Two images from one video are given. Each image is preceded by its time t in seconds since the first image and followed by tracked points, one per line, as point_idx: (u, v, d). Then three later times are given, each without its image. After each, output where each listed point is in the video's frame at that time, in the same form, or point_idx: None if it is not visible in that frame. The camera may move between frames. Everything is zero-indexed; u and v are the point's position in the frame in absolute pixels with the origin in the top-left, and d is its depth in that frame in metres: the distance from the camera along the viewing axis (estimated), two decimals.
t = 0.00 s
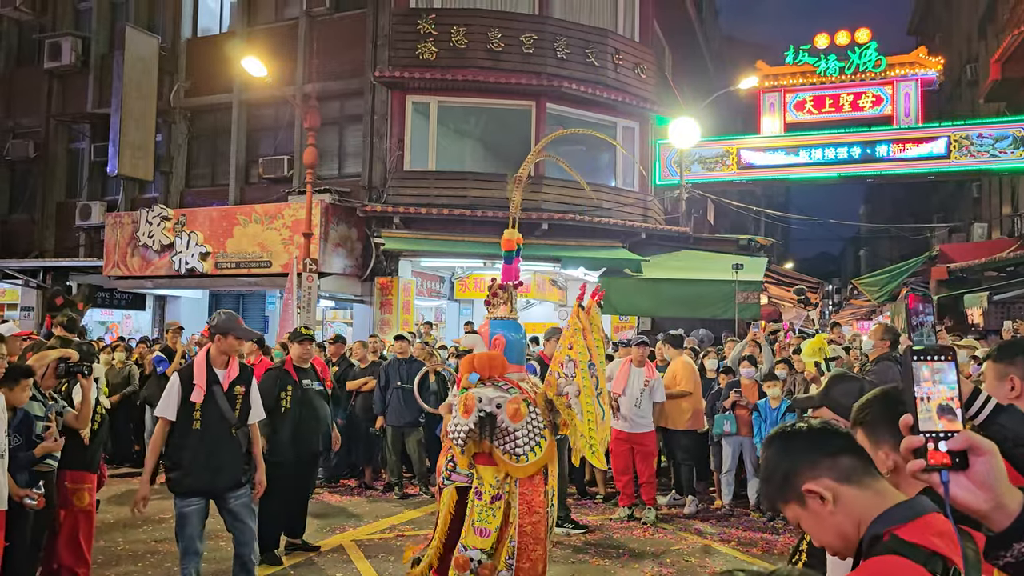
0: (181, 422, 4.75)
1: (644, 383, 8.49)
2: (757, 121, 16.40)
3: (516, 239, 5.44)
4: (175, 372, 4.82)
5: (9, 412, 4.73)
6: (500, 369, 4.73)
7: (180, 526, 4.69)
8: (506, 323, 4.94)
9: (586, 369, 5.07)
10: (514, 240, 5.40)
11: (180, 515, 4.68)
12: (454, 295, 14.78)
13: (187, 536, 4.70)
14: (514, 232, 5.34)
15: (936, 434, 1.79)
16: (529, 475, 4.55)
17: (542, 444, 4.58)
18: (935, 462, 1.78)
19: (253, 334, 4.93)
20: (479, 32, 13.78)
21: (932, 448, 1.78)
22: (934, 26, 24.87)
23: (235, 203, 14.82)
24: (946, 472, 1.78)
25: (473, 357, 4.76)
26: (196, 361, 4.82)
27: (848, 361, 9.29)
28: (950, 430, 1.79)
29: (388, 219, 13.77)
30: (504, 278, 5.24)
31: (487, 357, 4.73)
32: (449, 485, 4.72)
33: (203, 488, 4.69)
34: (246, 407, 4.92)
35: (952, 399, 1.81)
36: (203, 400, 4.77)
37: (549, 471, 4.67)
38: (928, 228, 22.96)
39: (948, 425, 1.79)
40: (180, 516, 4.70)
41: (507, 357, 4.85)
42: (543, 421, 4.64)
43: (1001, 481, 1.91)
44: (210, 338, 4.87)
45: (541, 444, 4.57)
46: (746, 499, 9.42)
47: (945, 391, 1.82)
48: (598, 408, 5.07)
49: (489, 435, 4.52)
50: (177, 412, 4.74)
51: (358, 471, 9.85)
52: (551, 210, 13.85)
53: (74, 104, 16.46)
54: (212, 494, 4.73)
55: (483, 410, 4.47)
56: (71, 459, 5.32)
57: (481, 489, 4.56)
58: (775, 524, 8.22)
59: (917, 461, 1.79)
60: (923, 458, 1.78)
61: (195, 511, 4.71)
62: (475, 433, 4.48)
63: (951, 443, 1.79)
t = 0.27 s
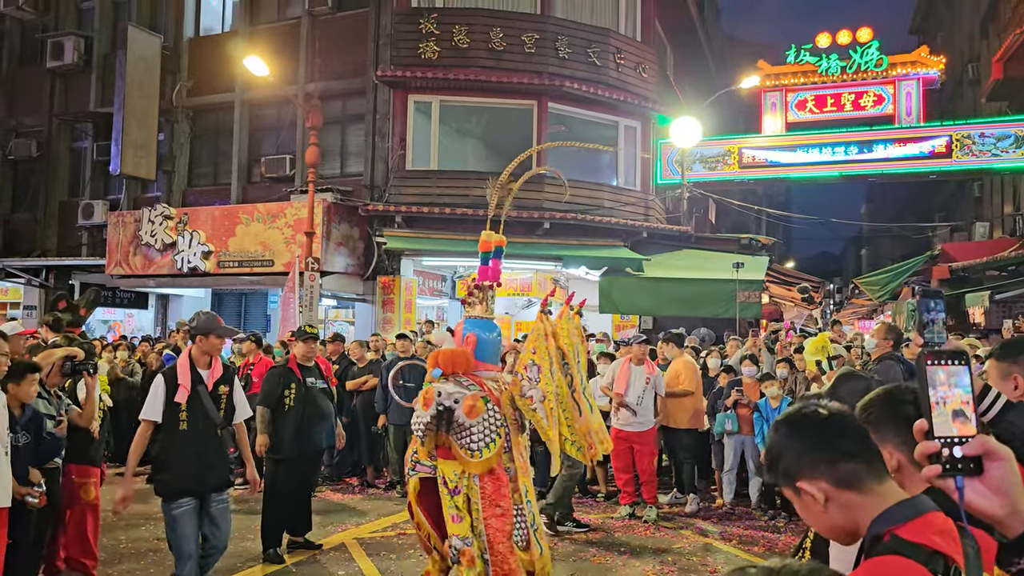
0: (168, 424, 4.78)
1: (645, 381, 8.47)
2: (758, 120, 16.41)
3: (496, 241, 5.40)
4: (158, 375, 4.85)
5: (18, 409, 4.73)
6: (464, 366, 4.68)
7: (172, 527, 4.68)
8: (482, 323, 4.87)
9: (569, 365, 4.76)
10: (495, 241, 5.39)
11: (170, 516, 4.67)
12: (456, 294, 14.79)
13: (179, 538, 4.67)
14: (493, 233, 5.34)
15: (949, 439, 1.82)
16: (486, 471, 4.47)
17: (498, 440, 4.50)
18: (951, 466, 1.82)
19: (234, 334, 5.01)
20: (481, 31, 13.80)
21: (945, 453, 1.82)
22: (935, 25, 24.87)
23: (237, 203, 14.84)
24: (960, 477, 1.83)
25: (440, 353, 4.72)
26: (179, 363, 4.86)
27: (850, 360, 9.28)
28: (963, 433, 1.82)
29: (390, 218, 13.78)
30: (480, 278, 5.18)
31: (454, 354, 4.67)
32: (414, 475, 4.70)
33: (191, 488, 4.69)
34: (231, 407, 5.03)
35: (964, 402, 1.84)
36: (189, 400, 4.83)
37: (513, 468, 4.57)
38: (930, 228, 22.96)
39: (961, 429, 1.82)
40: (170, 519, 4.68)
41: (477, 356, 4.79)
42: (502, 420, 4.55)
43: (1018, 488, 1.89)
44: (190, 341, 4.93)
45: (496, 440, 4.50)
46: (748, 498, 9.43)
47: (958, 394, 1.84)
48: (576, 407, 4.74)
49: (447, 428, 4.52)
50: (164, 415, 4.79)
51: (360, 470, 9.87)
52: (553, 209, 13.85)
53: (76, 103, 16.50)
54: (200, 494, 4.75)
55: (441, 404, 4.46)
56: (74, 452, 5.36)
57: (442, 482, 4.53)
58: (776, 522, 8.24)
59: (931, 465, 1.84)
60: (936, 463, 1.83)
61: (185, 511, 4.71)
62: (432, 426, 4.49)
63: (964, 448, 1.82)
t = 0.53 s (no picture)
0: (163, 424, 4.78)
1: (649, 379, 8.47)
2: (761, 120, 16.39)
3: (474, 232, 5.43)
4: (157, 375, 4.81)
5: (25, 407, 4.73)
6: (445, 355, 4.75)
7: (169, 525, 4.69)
8: (462, 312, 4.94)
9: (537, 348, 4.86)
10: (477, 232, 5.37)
11: (165, 513, 4.67)
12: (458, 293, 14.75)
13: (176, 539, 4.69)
14: (470, 221, 5.33)
15: (979, 465, 1.90)
16: (463, 456, 4.62)
17: (475, 425, 4.66)
18: (981, 491, 1.89)
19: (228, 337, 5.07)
20: (484, 31, 13.79)
21: (976, 479, 1.90)
22: (939, 25, 24.85)
23: (240, 202, 14.84)
24: (992, 504, 1.89)
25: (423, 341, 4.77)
26: (174, 363, 4.87)
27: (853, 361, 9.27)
28: (992, 458, 1.90)
29: (393, 218, 13.79)
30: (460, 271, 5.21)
31: (436, 342, 4.74)
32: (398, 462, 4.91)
33: (184, 487, 4.70)
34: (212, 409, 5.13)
35: (991, 423, 1.91)
36: (185, 401, 4.86)
37: (487, 452, 4.71)
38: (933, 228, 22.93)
39: (990, 453, 1.90)
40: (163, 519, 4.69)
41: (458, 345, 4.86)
42: (479, 404, 4.68)
43: None
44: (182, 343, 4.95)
45: (472, 426, 4.65)
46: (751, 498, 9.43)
47: (984, 418, 1.92)
48: (549, 382, 4.84)
49: (426, 414, 4.62)
50: (162, 415, 4.78)
51: (362, 469, 9.87)
52: (556, 209, 13.83)
53: (80, 103, 16.51)
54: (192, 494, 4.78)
55: (421, 391, 4.55)
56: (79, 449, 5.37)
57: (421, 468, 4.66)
58: (779, 522, 8.25)
59: (965, 492, 1.91)
60: (970, 489, 1.90)
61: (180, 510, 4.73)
62: (410, 414, 4.57)
63: (994, 472, 1.90)
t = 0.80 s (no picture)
0: (153, 419, 4.78)
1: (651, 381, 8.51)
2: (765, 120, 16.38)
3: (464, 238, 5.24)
4: (155, 367, 4.78)
5: (30, 407, 4.73)
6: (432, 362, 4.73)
7: (146, 518, 4.73)
8: (453, 321, 5.06)
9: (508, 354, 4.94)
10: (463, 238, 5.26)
11: (144, 506, 4.71)
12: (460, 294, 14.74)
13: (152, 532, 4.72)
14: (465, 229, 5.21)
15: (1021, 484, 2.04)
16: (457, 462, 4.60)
17: (458, 428, 4.58)
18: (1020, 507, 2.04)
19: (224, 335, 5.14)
20: (487, 32, 13.80)
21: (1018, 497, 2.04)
22: (943, 26, 24.85)
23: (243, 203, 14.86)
24: None
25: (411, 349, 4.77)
26: (172, 357, 4.87)
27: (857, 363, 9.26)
28: None
29: (396, 219, 13.80)
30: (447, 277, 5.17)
31: (423, 349, 4.76)
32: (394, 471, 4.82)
33: (165, 482, 4.73)
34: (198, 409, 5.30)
35: None
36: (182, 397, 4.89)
37: (474, 456, 4.65)
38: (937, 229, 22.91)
39: None
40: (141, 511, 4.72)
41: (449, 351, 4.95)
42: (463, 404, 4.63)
43: None
44: (178, 338, 4.99)
45: (457, 428, 4.57)
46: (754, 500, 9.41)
47: None
48: (520, 386, 4.92)
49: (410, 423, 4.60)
50: (155, 408, 4.77)
51: (365, 470, 9.88)
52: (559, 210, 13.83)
53: (83, 104, 16.53)
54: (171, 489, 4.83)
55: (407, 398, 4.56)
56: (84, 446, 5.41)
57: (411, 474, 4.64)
58: (782, 523, 8.25)
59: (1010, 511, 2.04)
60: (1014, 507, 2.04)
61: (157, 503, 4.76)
62: (397, 423, 4.58)
63: None
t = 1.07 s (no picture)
0: (149, 419, 4.80)
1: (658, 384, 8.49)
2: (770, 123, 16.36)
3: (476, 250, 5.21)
4: (155, 367, 4.81)
5: (28, 408, 4.87)
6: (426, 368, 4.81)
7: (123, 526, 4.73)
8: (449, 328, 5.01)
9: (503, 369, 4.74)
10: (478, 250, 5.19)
11: (127, 512, 4.74)
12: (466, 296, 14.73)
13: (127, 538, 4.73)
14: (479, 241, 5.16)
15: None
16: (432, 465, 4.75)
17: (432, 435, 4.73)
18: None
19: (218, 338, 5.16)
20: (493, 34, 13.82)
21: None
22: (949, 28, 24.80)
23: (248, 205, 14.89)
24: None
25: (404, 355, 4.88)
26: (167, 357, 4.90)
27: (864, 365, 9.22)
28: None
29: (401, 221, 13.82)
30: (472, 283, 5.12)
31: (415, 355, 4.82)
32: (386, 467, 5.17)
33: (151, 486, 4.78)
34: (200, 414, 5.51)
35: None
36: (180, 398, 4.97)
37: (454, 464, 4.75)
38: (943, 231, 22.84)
39: None
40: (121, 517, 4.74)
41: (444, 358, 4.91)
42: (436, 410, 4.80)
43: None
44: (174, 339, 5.00)
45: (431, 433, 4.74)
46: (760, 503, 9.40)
47: None
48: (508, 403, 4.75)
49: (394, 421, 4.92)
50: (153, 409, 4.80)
51: (370, 472, 9.88)
52: (564, 212, 13.83)
53: (90, 106, 16.60)
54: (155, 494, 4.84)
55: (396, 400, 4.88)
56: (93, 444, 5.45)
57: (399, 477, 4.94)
58: (787, 526, 8.23)
59: None
60: None
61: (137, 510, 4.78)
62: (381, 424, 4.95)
63: None
